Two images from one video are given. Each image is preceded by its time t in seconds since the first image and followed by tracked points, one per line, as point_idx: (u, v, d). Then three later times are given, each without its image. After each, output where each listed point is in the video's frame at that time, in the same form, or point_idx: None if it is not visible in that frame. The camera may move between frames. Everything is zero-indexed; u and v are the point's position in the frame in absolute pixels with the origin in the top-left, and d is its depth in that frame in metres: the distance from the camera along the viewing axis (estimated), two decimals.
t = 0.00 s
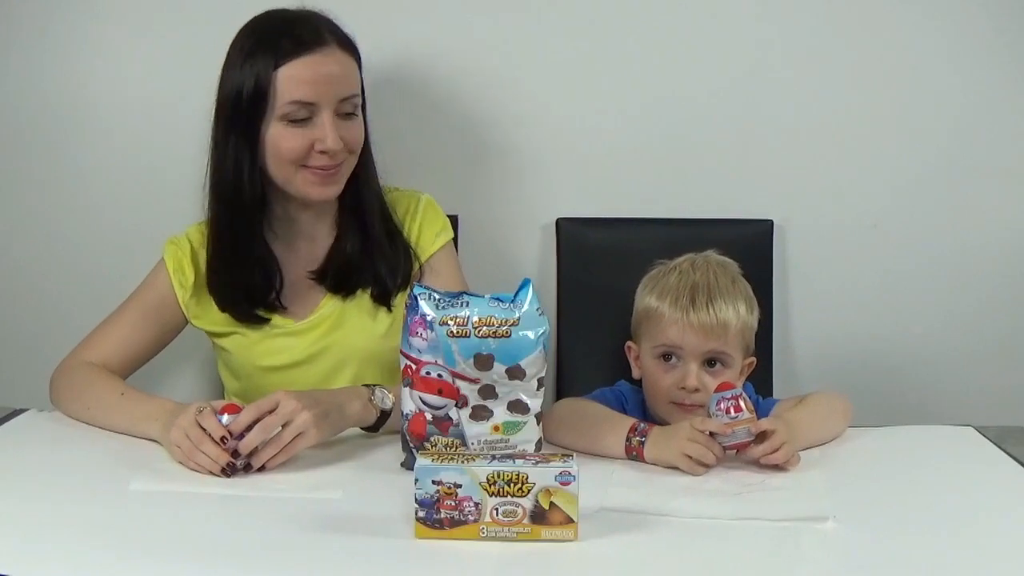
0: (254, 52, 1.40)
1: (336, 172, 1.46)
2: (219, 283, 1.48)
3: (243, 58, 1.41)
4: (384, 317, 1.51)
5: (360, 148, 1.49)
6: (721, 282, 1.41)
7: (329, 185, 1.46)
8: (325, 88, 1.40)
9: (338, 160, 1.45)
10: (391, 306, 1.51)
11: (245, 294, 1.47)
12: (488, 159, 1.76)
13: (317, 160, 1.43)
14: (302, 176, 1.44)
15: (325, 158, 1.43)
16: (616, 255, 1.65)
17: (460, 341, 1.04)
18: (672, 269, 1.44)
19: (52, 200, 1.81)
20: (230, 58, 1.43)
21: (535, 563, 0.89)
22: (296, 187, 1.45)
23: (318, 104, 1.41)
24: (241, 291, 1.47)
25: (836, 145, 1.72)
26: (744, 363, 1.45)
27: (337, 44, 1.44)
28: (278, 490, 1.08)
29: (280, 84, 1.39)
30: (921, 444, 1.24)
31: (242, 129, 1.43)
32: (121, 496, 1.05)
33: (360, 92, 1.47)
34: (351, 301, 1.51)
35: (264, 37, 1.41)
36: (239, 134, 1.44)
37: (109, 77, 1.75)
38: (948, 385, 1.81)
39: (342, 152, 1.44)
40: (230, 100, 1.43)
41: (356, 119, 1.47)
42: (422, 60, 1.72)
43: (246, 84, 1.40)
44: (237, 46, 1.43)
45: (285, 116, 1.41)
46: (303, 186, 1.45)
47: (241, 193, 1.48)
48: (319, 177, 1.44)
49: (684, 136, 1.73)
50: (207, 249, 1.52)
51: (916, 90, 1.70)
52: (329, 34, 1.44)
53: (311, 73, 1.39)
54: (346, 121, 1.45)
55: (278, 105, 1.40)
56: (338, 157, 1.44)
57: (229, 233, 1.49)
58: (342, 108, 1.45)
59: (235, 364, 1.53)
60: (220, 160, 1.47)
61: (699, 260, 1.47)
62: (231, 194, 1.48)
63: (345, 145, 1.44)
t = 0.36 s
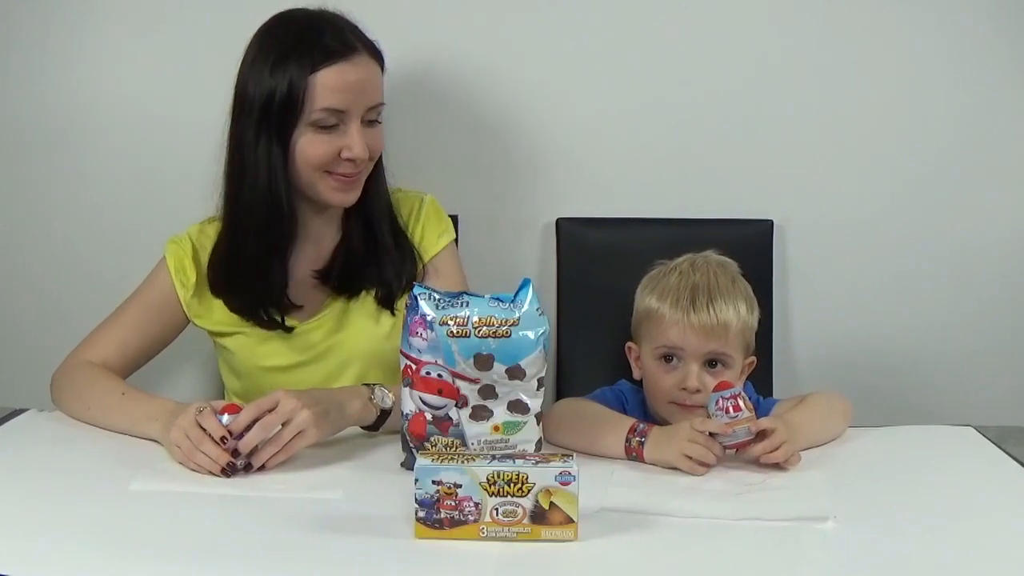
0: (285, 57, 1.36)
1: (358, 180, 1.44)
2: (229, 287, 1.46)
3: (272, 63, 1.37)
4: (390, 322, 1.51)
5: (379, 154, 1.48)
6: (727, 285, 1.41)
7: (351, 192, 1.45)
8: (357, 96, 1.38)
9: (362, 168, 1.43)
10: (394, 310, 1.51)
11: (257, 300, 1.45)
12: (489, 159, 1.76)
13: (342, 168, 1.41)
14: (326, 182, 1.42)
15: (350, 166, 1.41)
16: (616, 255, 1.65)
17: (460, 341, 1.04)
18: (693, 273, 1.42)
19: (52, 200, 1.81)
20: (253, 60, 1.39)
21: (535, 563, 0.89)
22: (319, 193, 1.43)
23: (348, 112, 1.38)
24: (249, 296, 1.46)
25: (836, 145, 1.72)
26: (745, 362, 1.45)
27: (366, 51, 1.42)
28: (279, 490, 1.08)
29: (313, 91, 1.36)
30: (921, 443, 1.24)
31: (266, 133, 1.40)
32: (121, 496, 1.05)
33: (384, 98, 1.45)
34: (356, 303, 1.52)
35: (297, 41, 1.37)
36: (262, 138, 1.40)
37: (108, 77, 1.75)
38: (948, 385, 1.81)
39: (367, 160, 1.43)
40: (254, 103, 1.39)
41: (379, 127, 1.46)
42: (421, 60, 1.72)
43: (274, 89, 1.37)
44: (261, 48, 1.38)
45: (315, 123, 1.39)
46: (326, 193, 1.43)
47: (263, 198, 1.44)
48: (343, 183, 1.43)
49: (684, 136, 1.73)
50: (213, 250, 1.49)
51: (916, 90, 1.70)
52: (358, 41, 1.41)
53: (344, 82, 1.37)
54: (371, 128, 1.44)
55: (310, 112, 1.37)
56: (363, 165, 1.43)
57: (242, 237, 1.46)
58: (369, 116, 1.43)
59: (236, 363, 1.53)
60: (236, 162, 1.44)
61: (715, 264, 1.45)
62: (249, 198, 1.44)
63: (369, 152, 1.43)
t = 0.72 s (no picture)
0: (295, 57, 1.36)
1: (363, 180, 1.45)
2: (234, 287, 1.46)
3: (281, 63, 1.36)
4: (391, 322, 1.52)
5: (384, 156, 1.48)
6: (727, 285, 1.41)
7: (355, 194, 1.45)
8: (367, 98, 1.38)
9: (367, 170, 1.44)
10: (395, 311, 1.51)
11: (261, 299, 1.46)
12: (489, 159, 1.76)
13: (349, 170, 1.42)
14: (331, 184, 1.43)
15: (357, 167, 1.42)
16: (616, 255, 1.65)
17: (460, 341, 1.04)
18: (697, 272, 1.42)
19: (52, 200, 1.81)
20: (261, 59, 1.38)
21: (535, 563, 0.89)
22: (324, 194, 1.44)
23: (357, 115, 1.39)
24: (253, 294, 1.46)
25: (837, 145, 1.72)
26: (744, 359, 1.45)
27: (375, 52, 1.42)
28: (279, 490, 1.08)
29: (323, 92, 1.36)
30: (921, 443, 1.24)
31: (273, 133, 1.39)
32: (121, 496, 1.05)
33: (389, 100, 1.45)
34: (357, 303, 1.52)
35: (307, 41, 1.36)
36: (268, 137, 1.40)
37: (108, 77, 1.75)
38: (948, 385, 1.81)
39: (372, 162, 1.43)
40: (261, 102, 1.38)
41: (384, 128, 1.46)
42: (422, 60, 1.72)
43: (283, 89, 1.36)
44: (270, 48, 1.37)
45: (323, 124, 1.38)
46: (332, 194, 1.43)
47: (269, 198, 1.44)
48: (348, 185, 1.44)
49: (684, 136, 1.73)
50: (216, 247, 1.49)
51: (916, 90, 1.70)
52: (367, 41, 1.41)
53: (353, 84, 1.37)
54: (376, 130, 1.44)
55: (319, 113, 1.37)
56: (369, 167, 1.43)
57: (247, 237, 1.46)
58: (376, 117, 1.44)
59: (236, 363, 1.53)
60: (242, 161, 1.43)
61: (717, 263, 1.45)
62: (255, 197, 1.44)
63: (376, 155, 1.44)
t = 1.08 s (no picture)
0: (303, 60, 1.35)
1: (368, 184, 1.45)
2: (237, 288, 1.46)
3: (289, 65, 1.35)
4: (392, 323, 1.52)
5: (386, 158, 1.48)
6: (725, 284, 1.41)
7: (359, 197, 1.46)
8: (374, 102, 1.39)
9: (372, 173, 1.44)
10: (396, 312, 1.52)
11: (265, 301, 1.46)
12: (488, 159, 1.76)
13: (354, 173, 1.42)
14: (337, 187, 1.43)
15: (363, 171, 1.42)
16: (615, 255, 1.65)
17: (460, 341, 1.04)
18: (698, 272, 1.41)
19: (52, 201, 1.81)
20: (267, 61, 1.37)
21: (535, 563, 0.89)
22: (330, 197, 1.44)
23: (364, 118, 1.39)
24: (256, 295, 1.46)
25: (837, 145, 1.72)
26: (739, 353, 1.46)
27: (380, 54, 1.42)
28: (279, 490, 1.08)
29: (331, 95, 1.36)
30: (920, 443, 1.24)
31: (279, 135, 1.39)
32: (121, 496, 1.05)
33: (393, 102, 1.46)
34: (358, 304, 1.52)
35: (315, 44, 1.36)
36: (274, 140, 1.39)
37: (108, 78, 1.75)
38: (947, 385, 1.82)
39: (377, 165, 1.44)
40: (268, 104, 1.37)
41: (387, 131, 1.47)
42: (422, 60, 1.72)
43: (291, 92, 1.35)
44: (275, 49, 1.37)
45: (330, 127, 1.38)
46: (338, 198, 1.44)
47: (274, 199, 1.43)
48: (353, 188, 1.44)
49: (684, 136, 1.73)
50: (217, 248, 1.49)
51: (916, 90, 1.70)
52: (373, 44, 1.41)
53: (361, 87, 1.37)
54: (380, 133, 1.44)
55: (327, 116, 1.37)
56: (373, 170, 1.44)
57: (250, 238, 1.46)
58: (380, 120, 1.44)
59: (236, 363, 1.53)
60: (246, 162, 1.43)
61: (717, 262, 1.45)
62: (260, 199, 1.44)
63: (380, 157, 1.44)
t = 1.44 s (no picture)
0: (304, 62, 1.35)
1: (370, 186, 1.45)
2: (238, 289, 1.46)
3: (291, 67, 1.35)
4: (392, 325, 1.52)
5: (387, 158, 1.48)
6: (723, 279, 1.42)
7: (361, 199, 1.46)
8: (375, 104, 1.39)
9: (374, 175, 1.44)
10: (397, 312, 1.52)
11: (265, 302, 1.45)
12: (488, 158, 1.76)
13: (358, 176, 1.42)
14: (340, 190, 1.43)
15: (365, 174, 1.42)
16: (615, 255, 1.65)
17: (460, 341, 1.04)
18: (698, 269, 1.41)
19: (52, 200, 1.81)
20: (267, 62, 1.37)
21: (536, 563, 0.89)
22: (333, 200, 1.44)
23: (366, 121, 1.38)
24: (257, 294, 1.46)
25: (837, 144, 1.72)
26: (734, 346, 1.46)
27: (382, 56, 1.42)
28: (279, 490, 1.08)
29: (334, 98, 1.36)
30: (920, 443, 1.24)
31: (281, 138, 1.38)
32: (121, 496, 1.05)
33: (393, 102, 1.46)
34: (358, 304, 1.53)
35: (317, 46, 1.35)
36: (276, 143, 1.39)
37: (108, 77, 1.75)
38: (948, 384, 1.82)
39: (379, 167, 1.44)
40: (269, 106, 1.37)
41: (388, 133, 1.47)
42: (421, 59, 1.72)
43: (292, 94, 1.35)
44: (276, 50, 1.36)
45: (332, 130, 1.38)
46: (341, 201, 1.44)
47: (276, 202, 1.43)
48: (356, 191, 1.44)
49: (684, 135, 1.73)
50: (218, 249, 1.48)
51: (916, 89, 1.70)
52: (374, 45, 1.41)
53: (363, 89, 1.36)
54: (382, 134, 1.44)
55: (329, 119, 1.37)
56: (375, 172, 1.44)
57: (251, 240, 1.46)
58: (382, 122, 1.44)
59: (236, 363, 1.53)
60: (246, 164, 1.43)
61: (716, 259, 1.45)
62: (263, 202, 1.44)
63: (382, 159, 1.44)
